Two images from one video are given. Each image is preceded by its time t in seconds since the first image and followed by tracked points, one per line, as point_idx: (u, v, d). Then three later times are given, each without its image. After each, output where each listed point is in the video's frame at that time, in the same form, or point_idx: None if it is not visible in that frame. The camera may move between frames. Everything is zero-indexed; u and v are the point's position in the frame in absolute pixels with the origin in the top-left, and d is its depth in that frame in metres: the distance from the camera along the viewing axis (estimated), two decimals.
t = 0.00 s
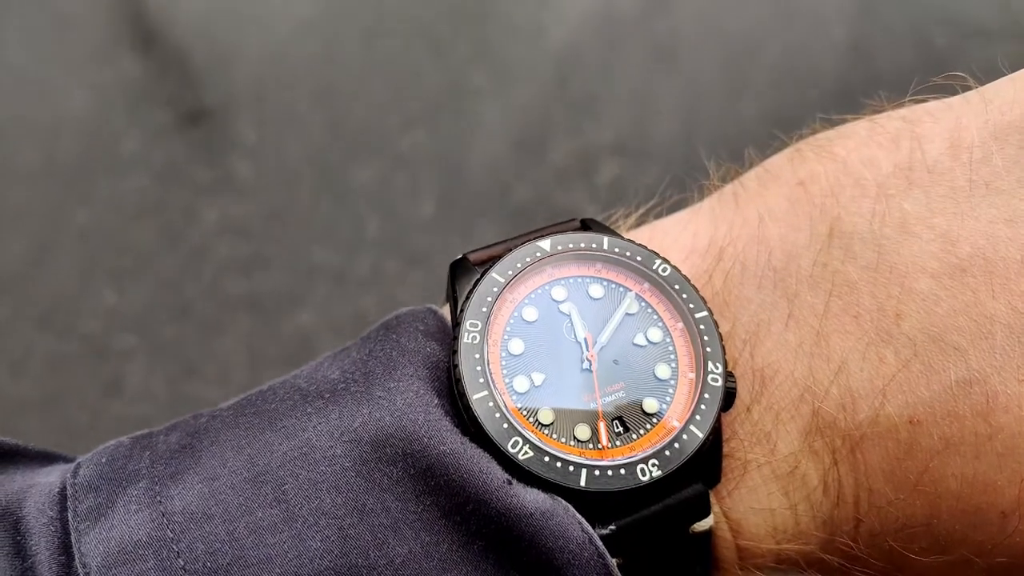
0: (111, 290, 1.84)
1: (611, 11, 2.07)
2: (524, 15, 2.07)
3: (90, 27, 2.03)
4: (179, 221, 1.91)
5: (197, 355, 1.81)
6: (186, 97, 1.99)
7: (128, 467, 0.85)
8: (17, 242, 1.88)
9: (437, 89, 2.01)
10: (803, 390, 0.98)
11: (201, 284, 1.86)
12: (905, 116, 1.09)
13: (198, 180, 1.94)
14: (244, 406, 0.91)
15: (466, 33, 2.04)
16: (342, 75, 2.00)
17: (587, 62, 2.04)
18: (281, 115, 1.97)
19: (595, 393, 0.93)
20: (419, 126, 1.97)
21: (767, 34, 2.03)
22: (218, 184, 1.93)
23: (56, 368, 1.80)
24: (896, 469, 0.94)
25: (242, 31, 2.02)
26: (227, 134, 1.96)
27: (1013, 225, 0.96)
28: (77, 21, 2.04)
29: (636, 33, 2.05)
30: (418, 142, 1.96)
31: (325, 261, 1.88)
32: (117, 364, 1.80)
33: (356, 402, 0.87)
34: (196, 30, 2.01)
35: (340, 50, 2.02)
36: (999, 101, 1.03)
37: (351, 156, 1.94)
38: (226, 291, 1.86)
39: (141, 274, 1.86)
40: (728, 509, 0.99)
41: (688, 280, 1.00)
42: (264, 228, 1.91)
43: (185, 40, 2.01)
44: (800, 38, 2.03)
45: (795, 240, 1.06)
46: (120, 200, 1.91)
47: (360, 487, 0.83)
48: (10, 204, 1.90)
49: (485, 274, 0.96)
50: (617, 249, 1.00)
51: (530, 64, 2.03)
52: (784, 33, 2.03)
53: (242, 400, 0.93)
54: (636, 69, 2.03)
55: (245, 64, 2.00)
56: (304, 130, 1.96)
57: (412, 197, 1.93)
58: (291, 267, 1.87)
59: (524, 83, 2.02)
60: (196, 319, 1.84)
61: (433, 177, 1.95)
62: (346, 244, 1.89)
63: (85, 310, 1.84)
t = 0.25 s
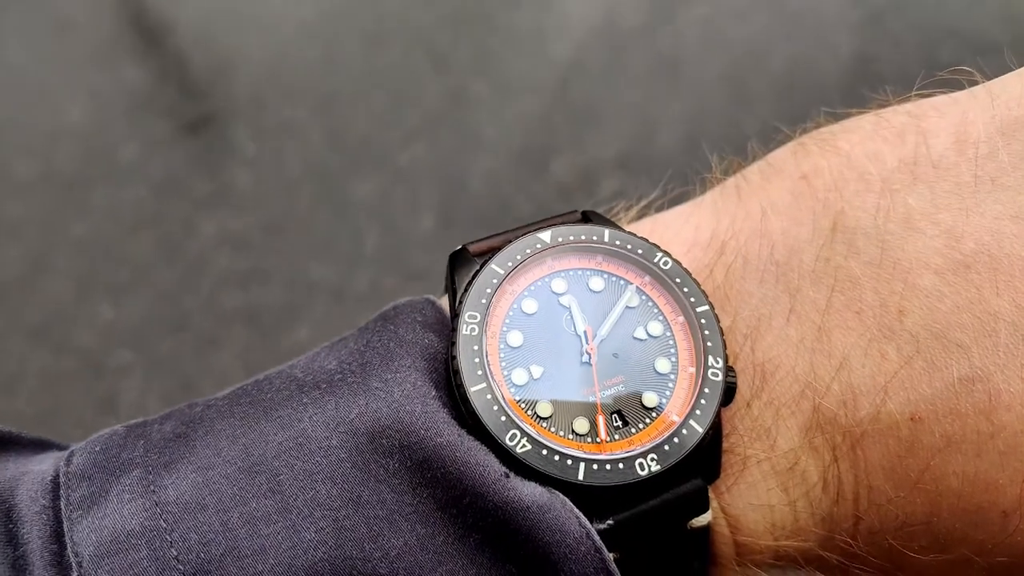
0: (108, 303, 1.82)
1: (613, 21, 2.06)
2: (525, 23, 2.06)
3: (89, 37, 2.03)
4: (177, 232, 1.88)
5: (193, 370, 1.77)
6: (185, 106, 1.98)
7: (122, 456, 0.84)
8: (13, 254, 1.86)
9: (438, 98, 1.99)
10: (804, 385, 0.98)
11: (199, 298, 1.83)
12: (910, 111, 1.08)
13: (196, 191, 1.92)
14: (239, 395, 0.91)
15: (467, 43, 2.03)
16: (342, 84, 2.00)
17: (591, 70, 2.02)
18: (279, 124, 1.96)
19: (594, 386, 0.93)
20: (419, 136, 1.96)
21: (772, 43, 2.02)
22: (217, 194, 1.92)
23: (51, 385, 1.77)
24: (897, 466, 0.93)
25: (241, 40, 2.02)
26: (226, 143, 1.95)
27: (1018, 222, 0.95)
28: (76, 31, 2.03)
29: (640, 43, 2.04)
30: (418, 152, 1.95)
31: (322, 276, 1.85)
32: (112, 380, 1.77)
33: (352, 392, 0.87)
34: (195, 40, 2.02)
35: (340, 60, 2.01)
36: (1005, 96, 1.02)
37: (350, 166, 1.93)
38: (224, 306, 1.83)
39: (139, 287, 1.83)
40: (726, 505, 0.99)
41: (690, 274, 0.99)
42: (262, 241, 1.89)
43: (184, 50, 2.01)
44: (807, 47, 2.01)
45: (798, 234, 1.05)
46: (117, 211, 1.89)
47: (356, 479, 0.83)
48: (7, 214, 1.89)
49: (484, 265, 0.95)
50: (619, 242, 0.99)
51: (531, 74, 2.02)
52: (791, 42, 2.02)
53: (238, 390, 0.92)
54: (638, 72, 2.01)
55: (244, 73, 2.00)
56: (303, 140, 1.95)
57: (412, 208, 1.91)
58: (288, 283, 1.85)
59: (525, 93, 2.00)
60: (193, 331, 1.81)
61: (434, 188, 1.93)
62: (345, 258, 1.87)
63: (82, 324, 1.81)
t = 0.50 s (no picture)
0: (102, 315, 1.82)
1: (617, 33, 2.05)
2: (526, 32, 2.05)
3: (86, 42, 2.01)
4: (173, 241, 1.87)
5: (189, 381, 1.76)
6: (184, 113, 1.97)
7: (110, 445, 0.83)
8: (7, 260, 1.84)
9: (438, 110, 1.99)
10: (802, 380, 0.96)
11: (195, 308, 1.83)
12: (914, 103, 1.07)
13: (192, 200, 1.91)
14: (230, 384, 0.89)
15: (468, 54, 2.02)
16: (341, 94, 1.98)
17: (593, 83, 2.01)
18: (278, 135, 1.96)
19: (590, 378, 0.91)
20: (418, 149, 1.96)
21: (776, 58, 2.01)
22: (215, 205, 1.90)
23: (44, 395, 1.76)
24: (895, 462, 0.92)
25: (241, 49, 2.01)
26: (225, 153, 1.94)
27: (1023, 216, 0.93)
28: (74, 37, 2.02)
29: (643, 58, 2.03)
30: (416, 166, 1.95)
31: (318, 288, 1.85)
32: (105, 391, 1.77)
33: (344, 382, 0.85)
34: (195, 48, 2.01)
35: (341, 70, 2.00)
36: (1011, 88, 1.01)
37: (349, 178, 1.93)
38: (219, 317, 1.83)
39: (135, 298, 1.83)
40: (723, 500, 0.98)
41: (689, 266, 0.98)
42: (259, 252, 1.88)
43: (183, 58, 2.00)
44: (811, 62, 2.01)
45: (798, 227, 1.03)
46: (113, 219, 1.87)
47: (347, 470, 0.81)
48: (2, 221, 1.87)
49: (480, 255, 0.94)
50: (617, 232, 0.97)
51: (531, 87, 2.01)
52: (795, 57, 2.01)
53: (228, 378, 0.91)
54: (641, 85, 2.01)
55: (243, 82, 1.98)
56: (302, 152, 1.94)
57: (410, 224, 1.91)
58: (284, 293, 1.85)
59: (525, 108, 2.00)
60: (188, 342, 1.80)
61: (434, 205, 1.93)
62: (342, 271, 1.86)
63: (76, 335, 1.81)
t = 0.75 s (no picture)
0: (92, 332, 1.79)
1: (619, 46, 2.02)
2: (526, 42, 2.02)
3: (81, 50, 1.95)
4: (165, 257, 1.83)
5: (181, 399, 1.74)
6: (179, 124, 1.92)
7: (91, 443, 0.81)
8: None
9: (437, 124, 1.95)
10: (796, 378, 0.95)
11: (188, 323, 1.80)
12: (910, 97, 1.06)
13: (185, 214, 1.87)
14: (215, 381, 0.87)
15: (468, 66, 1.99)
16: (339, 106, 1.94)
17: (593, 99, 1.99)
18: (273, 147, 1.92)
19: (581, 375, 0.90)
20: (416, 163, 1.93)
21: (779, 71, 1.99)
22: (209, 220, 1.87)
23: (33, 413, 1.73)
24: (890, 461, 0.91)
25: (238, 58, 1.95)
26: (220, 166, 1.90)
27: (1019, 212, 0.92)
28: (65, 43, 1.95)
29: (645, 70, 2.01)
30: (413, 180, 1.92)
31: (312, 306, 1.82)
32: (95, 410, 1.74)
33: (331, 379, 0.84)
34: (190, 56, 1.95)
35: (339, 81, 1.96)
36: (1008, 83, 0.99)
37: (346, 192, 1.89)
38: (212, 333, 1.80)
39: (127, 314, 1.80)
40: (715, 500, 0.96)
41: (682, 261, 0.96)
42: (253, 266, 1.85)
43: (178, 66, 1.95)
44: (810, 67, 2.00)
45: (793, 222, 1.02)
46: (105, 233, 1.83)
47: (333, 469, 0.80)
48: None
49: (470, 250, 0.92)
50: (609, 227, 0.96)
51: (531, 102, 1.99)
52: (795, 63, 2.00)
53: (213, 375, 0.89)
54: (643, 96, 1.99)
55: (239, 93, 1.94)
56: (299, 168, 1.90)
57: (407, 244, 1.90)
58: (277, 308, 1.83)
59: (525, 123, 1.97)
60: (180, 361, 1.77)
61: (431, 220, 1.90)
62: (336, 288, 1.84)
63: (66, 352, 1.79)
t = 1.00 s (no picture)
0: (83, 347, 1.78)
1: (621, 51, 2.01)
2: (524, 49, 2.01)
3: (75, 60, 1.94)
4: (158, 269, 1.82)
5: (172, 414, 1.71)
6: (174, 134, 1.91)
7: (74, 446, 0.81)
8: None
9: (436, 133, 1.95)
10: (785, 377, 0.95)
11: (181, 338, 1.79)
12: (899, 94, 1.05)
13: (179, 224, 1.86)
14: (199, 384, 0.87)
15: (467, 75, 1.99)
16: (335, 115, 1.93)
17: (593, 107, 1.98)
18: (269, 157, 1.91)
19: (568, 375, 0.89)
20: (414, 175, 1.93)
21: (771, 71, 1.99)
22: (204, 232, 1.86)
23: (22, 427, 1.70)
24: (879, 461, 0.91)
25: (234, 66, 1.94)
26: (216, 178, 1.90)
27: (1008, 210, 0.92)
28: (60, 53, 1.95)
29: (646, 80, 2.00)
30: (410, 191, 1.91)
31: (306, 317, 1.80)
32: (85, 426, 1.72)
33: (316, 382, 0.83)
34: (185, 65, 1.94)
35: (337, 90, 1.95)
36: (997, 80, 0.99)
37: (344, 204, 1.89)
38: (205, 348, 1.79)
39: (120, 328, 1.79)
40: (704, 500, 0.96)
41: (669, 261, 0.96)
42: (247, 280, 1.84)
43: (175, 75, 1.94)
44: (801, 66, 2.00)
45: (782, 221, 1.01)
46: (99, 246, 1.83)
47: (318, 472, 0.79)
48: None
49: (456, 250, 0.92)
50: (596, 227, 0.95)
51: (530, 111, 1.98)
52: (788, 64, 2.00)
53: (198, 378, 0.89)
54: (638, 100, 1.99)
55: (235, 101, 1.93)
56: (295, 179, 1.90)
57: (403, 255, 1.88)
58: (271, 321, 1.81)
59: (524, 132, 1.97)
60: (172, 376, 1.75)
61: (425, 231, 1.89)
62: (331, 298, 1.81)
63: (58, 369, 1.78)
